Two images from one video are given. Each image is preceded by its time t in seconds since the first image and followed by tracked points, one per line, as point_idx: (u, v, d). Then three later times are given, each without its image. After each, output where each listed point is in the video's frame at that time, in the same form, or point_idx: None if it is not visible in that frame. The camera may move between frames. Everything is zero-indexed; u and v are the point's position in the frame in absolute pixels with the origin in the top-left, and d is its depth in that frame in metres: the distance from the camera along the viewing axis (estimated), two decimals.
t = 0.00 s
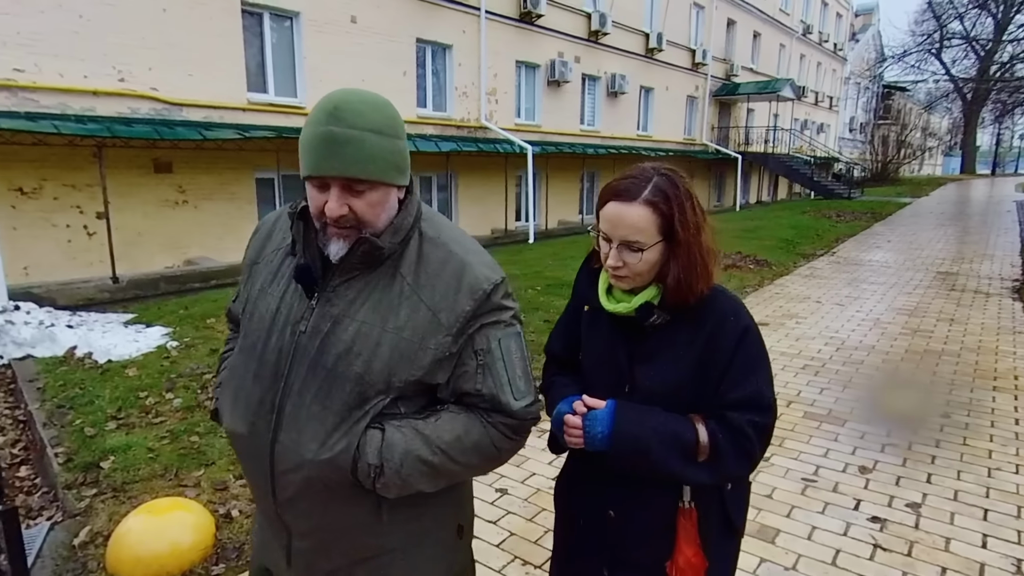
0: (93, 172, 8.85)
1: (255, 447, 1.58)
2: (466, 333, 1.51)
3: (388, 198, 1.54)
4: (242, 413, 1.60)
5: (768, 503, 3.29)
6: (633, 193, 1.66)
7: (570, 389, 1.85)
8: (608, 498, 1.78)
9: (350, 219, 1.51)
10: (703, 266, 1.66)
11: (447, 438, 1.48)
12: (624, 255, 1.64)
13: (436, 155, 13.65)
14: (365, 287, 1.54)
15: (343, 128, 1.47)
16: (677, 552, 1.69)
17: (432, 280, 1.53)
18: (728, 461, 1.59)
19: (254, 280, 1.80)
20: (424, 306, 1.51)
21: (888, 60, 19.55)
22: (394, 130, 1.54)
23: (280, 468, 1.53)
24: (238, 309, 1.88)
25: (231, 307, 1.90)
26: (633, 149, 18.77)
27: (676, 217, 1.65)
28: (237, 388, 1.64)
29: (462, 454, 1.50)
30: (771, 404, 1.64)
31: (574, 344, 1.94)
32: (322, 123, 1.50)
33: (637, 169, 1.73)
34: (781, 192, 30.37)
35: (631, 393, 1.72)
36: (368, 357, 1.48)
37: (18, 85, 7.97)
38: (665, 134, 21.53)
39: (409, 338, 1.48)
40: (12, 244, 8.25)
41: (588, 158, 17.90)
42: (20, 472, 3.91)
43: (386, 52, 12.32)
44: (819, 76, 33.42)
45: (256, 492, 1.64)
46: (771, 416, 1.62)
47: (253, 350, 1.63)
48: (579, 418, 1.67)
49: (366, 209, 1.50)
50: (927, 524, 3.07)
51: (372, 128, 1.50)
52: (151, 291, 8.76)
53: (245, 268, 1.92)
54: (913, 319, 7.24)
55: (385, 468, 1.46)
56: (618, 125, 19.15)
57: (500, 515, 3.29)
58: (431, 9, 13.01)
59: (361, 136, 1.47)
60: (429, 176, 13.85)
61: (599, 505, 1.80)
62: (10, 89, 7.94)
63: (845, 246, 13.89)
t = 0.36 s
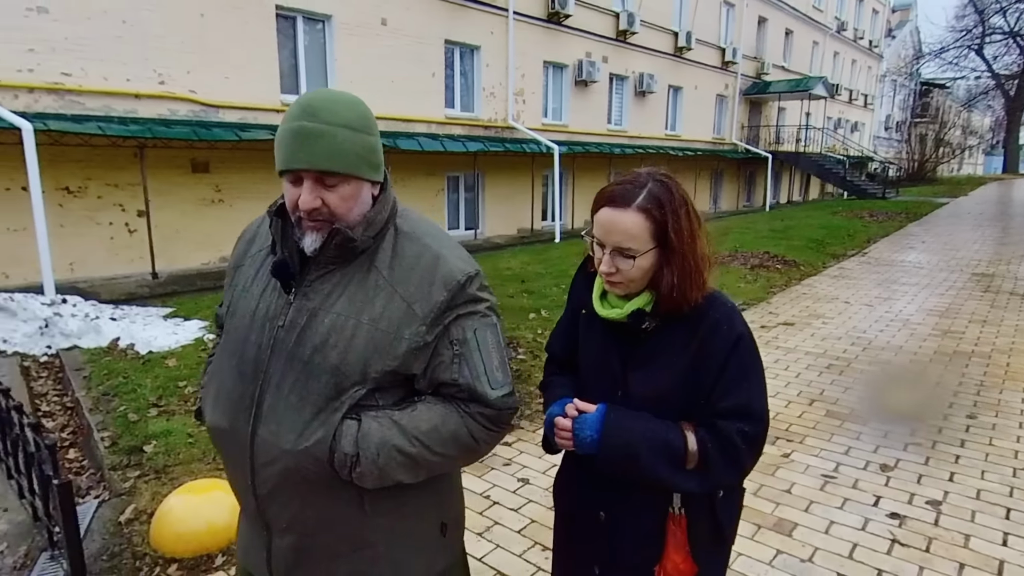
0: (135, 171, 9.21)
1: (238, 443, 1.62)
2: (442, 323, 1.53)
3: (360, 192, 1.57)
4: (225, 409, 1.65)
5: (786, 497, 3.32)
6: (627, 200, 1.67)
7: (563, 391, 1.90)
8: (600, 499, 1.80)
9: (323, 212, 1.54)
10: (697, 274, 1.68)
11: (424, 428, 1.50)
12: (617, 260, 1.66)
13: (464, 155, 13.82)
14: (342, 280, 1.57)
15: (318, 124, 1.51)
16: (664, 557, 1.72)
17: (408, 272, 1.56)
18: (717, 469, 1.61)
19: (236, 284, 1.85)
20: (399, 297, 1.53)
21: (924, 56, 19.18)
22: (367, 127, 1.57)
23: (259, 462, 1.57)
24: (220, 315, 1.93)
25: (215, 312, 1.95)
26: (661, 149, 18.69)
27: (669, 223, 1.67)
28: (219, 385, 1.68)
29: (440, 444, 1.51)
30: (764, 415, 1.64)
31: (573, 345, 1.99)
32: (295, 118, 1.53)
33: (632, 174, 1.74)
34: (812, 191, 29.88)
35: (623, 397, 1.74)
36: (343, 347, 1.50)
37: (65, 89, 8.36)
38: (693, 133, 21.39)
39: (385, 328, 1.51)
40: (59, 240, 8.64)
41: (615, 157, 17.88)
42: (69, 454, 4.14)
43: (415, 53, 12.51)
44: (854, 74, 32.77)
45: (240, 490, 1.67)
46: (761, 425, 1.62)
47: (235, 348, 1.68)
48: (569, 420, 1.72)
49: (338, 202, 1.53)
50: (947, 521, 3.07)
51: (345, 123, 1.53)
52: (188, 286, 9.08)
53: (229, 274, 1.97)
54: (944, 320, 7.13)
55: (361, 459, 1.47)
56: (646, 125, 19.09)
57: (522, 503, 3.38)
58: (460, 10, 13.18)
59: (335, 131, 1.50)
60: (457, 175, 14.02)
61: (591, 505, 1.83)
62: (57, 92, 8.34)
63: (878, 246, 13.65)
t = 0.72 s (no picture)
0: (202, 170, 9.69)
1: (204, 440, 1.65)
2: (401, 305, 1.57)
3: (314, 181, 1.63)
4: (192, 407, 1.69)
5: (838, 499, 3.29)
6: (668, 204, 1.51)
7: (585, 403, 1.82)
8: (619, 521, 1.68)
9: (279, 201, 1.61)
10: (742, 292, 1.52)
11: (387, 410, 1.52)
12: (653, 271, 1.52)
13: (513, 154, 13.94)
14: (302, 270, 1.61)
15: (270, 116, 1.59)
16: None
17: (367, 258, 1.60)
18: (745, 503, 1.48)
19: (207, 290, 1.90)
20: (358, 282, 1.57)
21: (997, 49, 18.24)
22: (322, 120, 1.65)
23: (226, 455, 1.60)
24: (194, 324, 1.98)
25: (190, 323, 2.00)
26: (713, 147, 18.37)
27: (713, 235, 1.51)
28: (188, 386, 1.72)
29: (404, 427, 1.53)
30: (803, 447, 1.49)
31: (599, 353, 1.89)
32: (249, 114, 1.62)
33: (674, 177, 1.59)
34: (873, 191, 28.78)
35: (647, 416, 1.61)
36: (303, 333, 1.54)
37: (140, 92, 8.88)
38: (747, 131, 20.93)
39: (344, 312, 1.54)
40: (133, 234, 9.17)
41: (665, 156, 17.69)
42: (146, 434, 4.44)
43: (467, 53, 12.69)
44: (920, 68, 31.38)
45: (211, 492, 1.69)
46: (799, 459, 1.48)
47: (204, 348, 1.72)
48: (587, 434, 1.62)
49: (291, 189, 1.60)
50: (1008, 529, 2.99)
51: (298, 115, 1.61)
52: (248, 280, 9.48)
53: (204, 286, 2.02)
54: (1012, 326, 6.83)
55: (322, 442, 1.50)
56: (698, 122, 18.80)
57: (569, 495, 3.46)
58: (511, 10, 13.29)
59: (288, 122, 1.59)
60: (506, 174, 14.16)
61: (608, 527, 1.72)
62: (132, 95, 8.86)
63: (942, 248, 13.10)
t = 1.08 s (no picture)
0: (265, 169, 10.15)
1: (220, 424, 1.80)
2: (391, 290, 1.65)
3: (310, 177, 1.74)
4: (208, 396, 1.84)
5: (890, 503, 3.25)
6: (696, 214, 1.43)
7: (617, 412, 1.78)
8: (648, 531, 1.64)
9: (276, 196, 1.73)
10: (779, 304, 1.44)
11: (378, 390, 1.60)
12: (683, 284, 1.44)
13: (563, 152, 13.99)
14: (301, 261, 1.73)
15: (265, 118, 1.71)
16: None
17: (360, 247, 1.69)
18: (780, 526, 1.39)
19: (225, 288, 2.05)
20: (350, 270, 1.66)
21: None
22: (314, 118, 1.77)
23: (238, 437, 1.74)
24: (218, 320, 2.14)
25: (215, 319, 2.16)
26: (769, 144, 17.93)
27: (748, 247, 1.43)
28: (206, 374, 1.88)
29: (395, 407, 1.59)
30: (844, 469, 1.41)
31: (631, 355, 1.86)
32: (246, 118, 1.75)
33: (705, 184, 1.50)
34: (941, 190, 27.46)
35: (678, 428, 1.55)
36: (301, 320, 1.65)
37: (210, 94, 9.38)
38: (805, 128, 20.34)
39: (337, 299, 1.64)
40: (202, 229, 9.68)
41: (719, 154, 17.37)
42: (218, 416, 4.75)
43: (519, 52, 12.80)
44: (996, 60, 29.71)
45: (230, 475, 1.83)
46: (839, 481, 1.40)
47: (220, 339, 1.87)
48: (616, 445, 1.55)
49: (287, 186, 1.72)
50: None
51: (289, 115, 1.73)
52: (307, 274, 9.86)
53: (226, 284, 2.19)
54: None
55: (317, 423, 1.60)
56: (753, 119, 18.38)
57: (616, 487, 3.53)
58: (563, 9, 13.33)
59: (283, 122, 1.71)
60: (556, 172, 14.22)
61: (637, 536, 1.67)
62: (201, 97, 9.35)
63: (1015, 250, 12.43)
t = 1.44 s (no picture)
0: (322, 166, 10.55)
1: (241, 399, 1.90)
2: (398, 291, 1.66)
3: (341, 176, 1.75)
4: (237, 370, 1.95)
5: (942, 504, 3.21)
6: (711, 217, 1.39)
7: (629, 408, 1.71)
8: (663, 525, 1.60)
9: (308, 193, 1.76)
10: (795, 304, 1.41)
11: (375, 386, 1.62)
12: (698, 285, 1.41)
13: (613, 150, 13.96)
14: (324, 255, 1.78)
15: (303, 118, 1.73)
16: None
17: (375, 245, 1.71)
18: (797, 516, 1.38)
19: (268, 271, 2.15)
20: (363, 267, 1.69)
21: None
22: (351, 119, 1.77)
23: (253, 413, 1.82)
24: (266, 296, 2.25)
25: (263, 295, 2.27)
26: (828, 141, 17.39)
27: (763, 248, 1.39)
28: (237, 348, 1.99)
29: (390, 404, 1.61)
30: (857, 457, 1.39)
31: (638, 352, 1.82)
32: (290, 116, 1.76)
33: (717, 185, 1.46)
34: (1015, 189, 26.01)
35: (693, 424, 1.52)
36: (313, 312, 1.70)
37: (273, 95, 9.82)
38: (867, 124, 19.61)
39: (348, 294, 1.68)
40: (264, 224, 10.15)
41: (774, 151, 16.95)
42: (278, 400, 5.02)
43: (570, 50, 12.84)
44: None
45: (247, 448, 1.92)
46: (854, 470, 1.38)
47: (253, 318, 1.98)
48: (633, 444, 1.51)
49: (321, 184, 1.74)
50: None
51: (326, 116, 1.73)
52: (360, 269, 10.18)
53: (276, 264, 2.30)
54: None
55: (315, 412, 1.65)
56: (811, 115, 17.86)
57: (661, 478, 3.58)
58: (615, 6, 13.30)
59: (322, 122, 1.72)
60: (605, 170, 14.21)
61: (651, 532, 1.64)
62: (265, 98, 9.79)
63: None
